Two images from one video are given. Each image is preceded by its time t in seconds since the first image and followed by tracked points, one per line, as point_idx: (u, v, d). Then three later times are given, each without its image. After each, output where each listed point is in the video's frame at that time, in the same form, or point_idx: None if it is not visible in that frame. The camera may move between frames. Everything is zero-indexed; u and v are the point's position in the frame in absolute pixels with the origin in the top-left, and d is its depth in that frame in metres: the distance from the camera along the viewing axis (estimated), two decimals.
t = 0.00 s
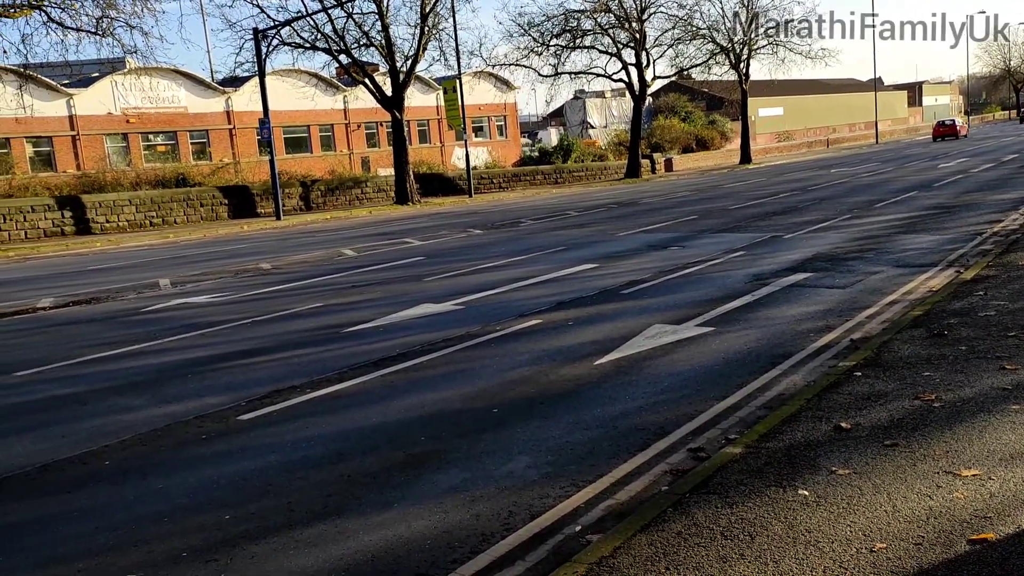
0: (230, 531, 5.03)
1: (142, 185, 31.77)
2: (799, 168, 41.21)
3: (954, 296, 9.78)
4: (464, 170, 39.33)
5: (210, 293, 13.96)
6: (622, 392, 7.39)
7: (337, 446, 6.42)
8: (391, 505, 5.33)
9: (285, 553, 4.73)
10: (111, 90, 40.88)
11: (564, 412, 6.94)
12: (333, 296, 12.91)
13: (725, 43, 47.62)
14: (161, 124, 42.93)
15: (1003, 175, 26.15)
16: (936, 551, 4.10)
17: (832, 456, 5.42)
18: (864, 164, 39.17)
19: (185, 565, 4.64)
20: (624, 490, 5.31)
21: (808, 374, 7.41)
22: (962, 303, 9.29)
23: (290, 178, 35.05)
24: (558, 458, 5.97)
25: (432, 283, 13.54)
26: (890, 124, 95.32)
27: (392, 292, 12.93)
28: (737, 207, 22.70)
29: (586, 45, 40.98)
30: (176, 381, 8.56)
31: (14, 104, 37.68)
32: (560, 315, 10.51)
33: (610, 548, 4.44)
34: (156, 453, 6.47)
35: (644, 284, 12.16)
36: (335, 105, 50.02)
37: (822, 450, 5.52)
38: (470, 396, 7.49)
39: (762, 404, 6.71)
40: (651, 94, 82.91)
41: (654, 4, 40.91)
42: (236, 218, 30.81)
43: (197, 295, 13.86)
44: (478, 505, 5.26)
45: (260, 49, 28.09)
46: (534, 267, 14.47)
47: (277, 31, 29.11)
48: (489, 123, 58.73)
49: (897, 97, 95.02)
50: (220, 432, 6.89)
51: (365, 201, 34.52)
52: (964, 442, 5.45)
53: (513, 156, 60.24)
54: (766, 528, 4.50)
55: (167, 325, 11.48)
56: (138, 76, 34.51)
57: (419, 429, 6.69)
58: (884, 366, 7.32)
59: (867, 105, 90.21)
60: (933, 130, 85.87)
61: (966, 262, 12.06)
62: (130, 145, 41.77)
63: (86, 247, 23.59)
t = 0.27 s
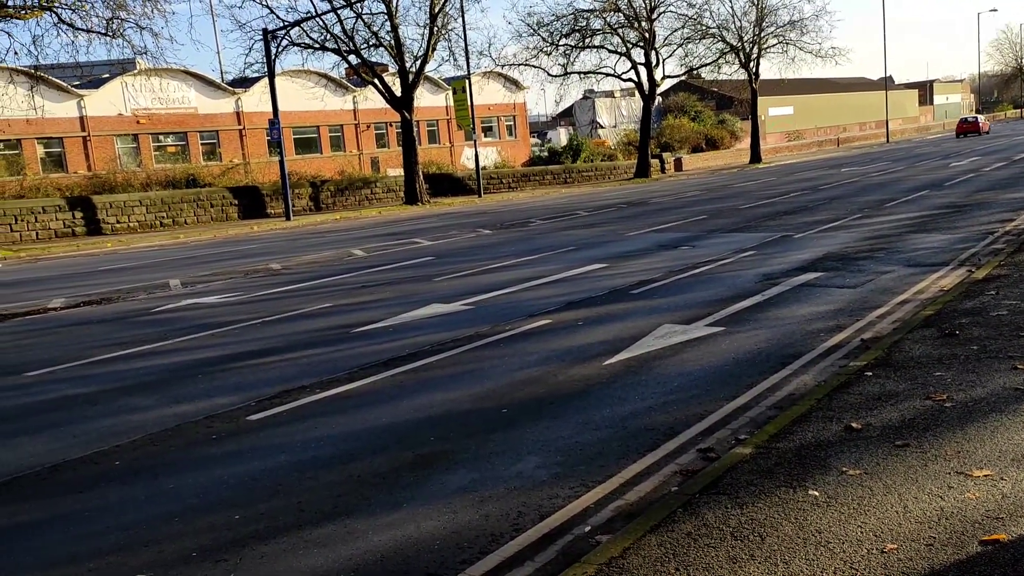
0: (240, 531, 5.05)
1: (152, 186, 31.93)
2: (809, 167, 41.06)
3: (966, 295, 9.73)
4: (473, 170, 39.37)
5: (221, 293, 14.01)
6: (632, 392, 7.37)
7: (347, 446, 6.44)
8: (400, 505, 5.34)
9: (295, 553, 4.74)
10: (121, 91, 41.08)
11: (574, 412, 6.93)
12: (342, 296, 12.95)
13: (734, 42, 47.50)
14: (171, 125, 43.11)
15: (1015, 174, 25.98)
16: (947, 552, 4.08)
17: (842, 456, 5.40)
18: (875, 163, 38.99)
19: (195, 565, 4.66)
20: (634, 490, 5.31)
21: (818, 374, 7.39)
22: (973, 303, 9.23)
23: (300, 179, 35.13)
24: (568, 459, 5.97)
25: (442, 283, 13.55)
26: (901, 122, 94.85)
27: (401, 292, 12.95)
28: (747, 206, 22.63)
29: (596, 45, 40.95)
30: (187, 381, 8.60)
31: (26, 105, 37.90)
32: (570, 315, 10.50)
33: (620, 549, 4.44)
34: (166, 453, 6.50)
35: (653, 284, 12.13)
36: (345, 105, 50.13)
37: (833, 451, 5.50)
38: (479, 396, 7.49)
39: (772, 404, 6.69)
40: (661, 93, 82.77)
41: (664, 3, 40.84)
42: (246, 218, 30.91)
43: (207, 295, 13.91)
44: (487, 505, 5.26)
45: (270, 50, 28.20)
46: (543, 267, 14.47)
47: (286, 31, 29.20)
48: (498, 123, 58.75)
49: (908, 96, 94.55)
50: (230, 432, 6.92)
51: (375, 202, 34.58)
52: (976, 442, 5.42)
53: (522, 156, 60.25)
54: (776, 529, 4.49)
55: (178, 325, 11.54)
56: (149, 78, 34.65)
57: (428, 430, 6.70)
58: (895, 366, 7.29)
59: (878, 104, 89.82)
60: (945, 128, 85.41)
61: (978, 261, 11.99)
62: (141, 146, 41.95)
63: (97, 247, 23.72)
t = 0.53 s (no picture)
0: (250, 532, 5.08)
1: (162, 189, 32.10)
2: (818, 169, 40.97)
3: (976, 297, 9.69)
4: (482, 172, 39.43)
5: (231, 295, 14.08)
6: (640, 394, 7.38)
7: (356, 448, 6.47)
8: (409, 506, 5.36)
9: (304, 554, 4.77)
10: (131, 94, 41.31)
11: (582, 414, 6.94)
12: (351, 298, 13.00)
13: (743, 44, 47.46)
14: (181, 128, 43.30)
15: None
16: (957, 555, 4.07)
17: (851, 459, 5.40)
18: (884, 164, 38.87)
19: (205, 566, 4.69)
20: (642, 492, 5.31)
21: (827, 376, 7.38)
22: (983, 305, 9.20)
23: (309, 181, 35.24)
24: (577, 460, 5.97)
25: (450, 285, 13.58)
26: (910, 123, 94.49)
27: (410, 294, 12.98)
28: (756, 208, 22.60)
29: (604, 47, 40.98)
30: (196, 383, 8.64)
31: (37, 108, 38.15)
32: (578, 316, 10.51)
33: (628, 551, 4.45)
34: (177, 455, 6.54)
35: (662, 286, 12.13)
36: (354, 107, 50.28)
37: (842, 453, 5.49)
38: (487, 398, 7.51)
39: (781, 406, 6.69)
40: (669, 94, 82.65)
41: (672, 5, 40.83)
42: (255, 220, 31.02)
43: (218, 297, 13.98)
44: (496, 507, 5.28)
45: (279, 53, 28.33)
46: (552, 268, 14.47)
47: (296, 34, 29.33)
48: (506, 124, 58.81)
49: (918, 96, 94.20)
50: (240, 434, 6.96)
51: (384, 204, 34.66)
52: (986, 444, 5.40)
53: (530, 158, 60.29)
54: (785, 531, 4.48)
55: (188, 327, 11.60)
56: (158, 81, 34.82)
57: (437, 432, 6.72)
58: (904, 368, 7.27)
59: (887, 105, 89.55)
60: (955, 129, 85.07)
61: (988, 263, 11.94)
62: (151, 148, 42.16)
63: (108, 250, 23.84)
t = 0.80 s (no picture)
0: (263, 534, 5.10)
1: (174, 191, 32.28)
2: (829, 170, 40.80)
3: (989, 299, 9.64)
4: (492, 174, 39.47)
5: (242, 297, 14.14)
6: (651, 396, 7.37)
7: (368, 450, 6.49)
8: (421, 509, 5.38)
9: (316, 556, 4.78)
10: (144, 97, 41.57)
11: (593, 417, 6.94)
12: (362, 300, 13.04)
13: (753, 45, 47.34)
14: (193, 131, 43.52)
15: None
16: (971, 559, 4.05)
17: (863, 462, 5.38)
18: (896, 165, 38.68)
19: (218, 567, 4.71)
20: (653, 494, 5.31)
21: (839, 379, 7.35)
22: (997, 307, 9.15)
23: (319, 184, 35.37)
24: (588, 463, 5.97)
25: (461, 287, 13.60)
26: (922, 124, 93.98)
27: (420, 296, 13.01)
28: (767, 210, 22.55)
29: (614, 49, 40.94)
30: (208, 385, 8.68)
31: (51, 112, 38.43)
32: (589, 319, 10.51)
33: (640, 554, 4.44)
34: (190, 456, 6.58)
35: (673, 288, 12.11)
36: (364, 110, 50.42)
37: (854, 456, 5.48)
38: (498, 400, 7.51)
39: (792, 409, 6.67)
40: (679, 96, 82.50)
41: (682, 6, 40.76)
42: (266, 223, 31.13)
43: (229, 299, 14.05)
44: (507, 509, 5.28)
45: (290, 56, 28.43)
46: (563, 271, 14.48)
47: (306, 37, 29.45)
48: (516, 126, 58.84)
49: (930, 97, 93.70)
50: (253, 435, 7.00)
51: (394, 206, 34.73)
52: (1000, 448, 5.37)
53: (540, 160, 60.30)
54: (797, 535, 4.47)
55: (200, 329, 11.66)
56: (171, 84, 35.00)
57: (448, 434, 6.73)
58: (916, 370, 7.24)
59: (899, 105, 89.12)
60: (968, 130, 84.61)
61: (1002, 265, 11.88)
62: (163, 151, 42.39)
63: (120, 252, 23.96)
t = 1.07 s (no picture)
0: (274, 534, 5.12)
1: (185, 194, 32.45)
2: (841, 171, 40.61)
3: (1002, 300, 9.58)
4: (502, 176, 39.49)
5: (254, 299, 14.20)
6: (661, 397, 7.36)
7: (378, 451, 6.50)
8: (431, 510, 5.38)
9: (328, 556, 4.80)
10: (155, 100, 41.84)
11: (603, 418, 6.93)
12: (372, 302, 13.06)
13: (764, 45, 47.20)
14: (204, 133, 43.73)
15: None
16: (983, 561, 4.03)
17: (875, 463, 5.36)
18: (908, 166, 38.47)
19: (230, 567, 4.73)
20: (664, 496, 5.30)
21: (850, 380, 7.31)
22: (1010, 308, 9.09)
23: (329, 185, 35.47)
24: (598, 464, 5.97)
25: (471, 288, 13.62)
26: (933, 125, 93.46)
27: (431, 298, 13.04)
28: (778, 211, 22.48)
29: (624, 50, 40.88)
30: (220, 386, 8.73)
31: (64, 115, 38.72)
32: (599, 320, 10.51)
33: (650, 554, 4.44)
34: (201, 457, 6.61)
35: (683, 289, 12.10)
36: (374, 112, 50.54)
37: (865, 457, 5.45)
38: (508, 401, 7.52)
39: (803, 411, 6.64)
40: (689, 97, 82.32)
41: (692, 7, 40.66)
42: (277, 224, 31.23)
43: (240, 300, 14.12)
44: (518, 510, 5.28)
45: (300, 58, 28.56)
46: (573, 272, 14.48)
47: (317, 39, 29.54)
48: (526, 128, 58.85)
49: (942, 97, 93.14)
50: (264, 436, 7.03)
51: (404, 207, 34.81)
52: (1013, 450, 5.34)
53: (550, 161, 60.29)
54: (809, 536, 4.46)
55: (211, 330, 11.72)
56: (182, 87, 35.18)
57: (458, 435, 6.74)
58: (929, 372, 7.20)
59: (911, 106, 88.67)
60: (980, 130, 84.13)
61: (1015, 266, 11.81)
62: (174, 154, 42.62)
63: (131, 254, 24.09)
